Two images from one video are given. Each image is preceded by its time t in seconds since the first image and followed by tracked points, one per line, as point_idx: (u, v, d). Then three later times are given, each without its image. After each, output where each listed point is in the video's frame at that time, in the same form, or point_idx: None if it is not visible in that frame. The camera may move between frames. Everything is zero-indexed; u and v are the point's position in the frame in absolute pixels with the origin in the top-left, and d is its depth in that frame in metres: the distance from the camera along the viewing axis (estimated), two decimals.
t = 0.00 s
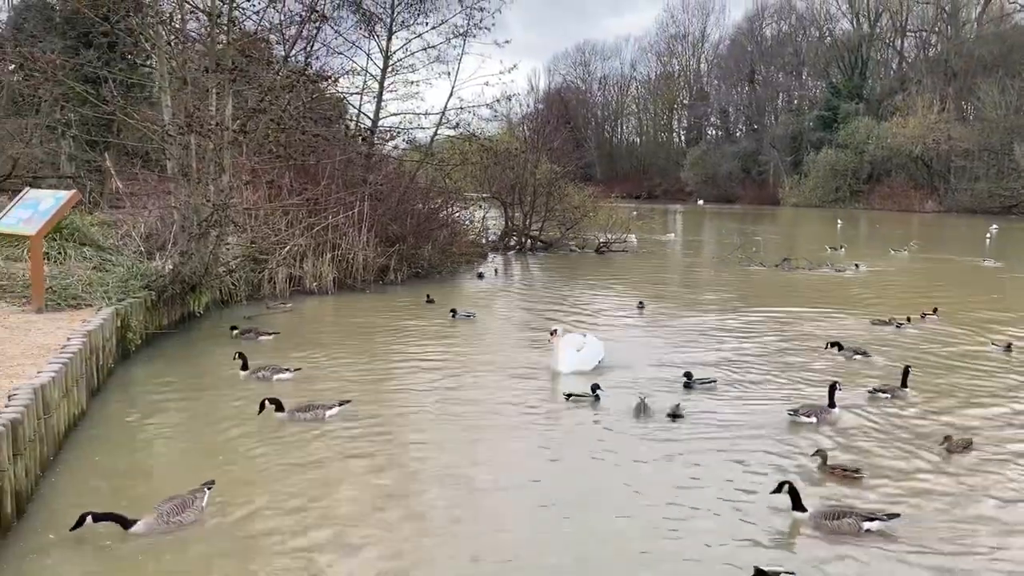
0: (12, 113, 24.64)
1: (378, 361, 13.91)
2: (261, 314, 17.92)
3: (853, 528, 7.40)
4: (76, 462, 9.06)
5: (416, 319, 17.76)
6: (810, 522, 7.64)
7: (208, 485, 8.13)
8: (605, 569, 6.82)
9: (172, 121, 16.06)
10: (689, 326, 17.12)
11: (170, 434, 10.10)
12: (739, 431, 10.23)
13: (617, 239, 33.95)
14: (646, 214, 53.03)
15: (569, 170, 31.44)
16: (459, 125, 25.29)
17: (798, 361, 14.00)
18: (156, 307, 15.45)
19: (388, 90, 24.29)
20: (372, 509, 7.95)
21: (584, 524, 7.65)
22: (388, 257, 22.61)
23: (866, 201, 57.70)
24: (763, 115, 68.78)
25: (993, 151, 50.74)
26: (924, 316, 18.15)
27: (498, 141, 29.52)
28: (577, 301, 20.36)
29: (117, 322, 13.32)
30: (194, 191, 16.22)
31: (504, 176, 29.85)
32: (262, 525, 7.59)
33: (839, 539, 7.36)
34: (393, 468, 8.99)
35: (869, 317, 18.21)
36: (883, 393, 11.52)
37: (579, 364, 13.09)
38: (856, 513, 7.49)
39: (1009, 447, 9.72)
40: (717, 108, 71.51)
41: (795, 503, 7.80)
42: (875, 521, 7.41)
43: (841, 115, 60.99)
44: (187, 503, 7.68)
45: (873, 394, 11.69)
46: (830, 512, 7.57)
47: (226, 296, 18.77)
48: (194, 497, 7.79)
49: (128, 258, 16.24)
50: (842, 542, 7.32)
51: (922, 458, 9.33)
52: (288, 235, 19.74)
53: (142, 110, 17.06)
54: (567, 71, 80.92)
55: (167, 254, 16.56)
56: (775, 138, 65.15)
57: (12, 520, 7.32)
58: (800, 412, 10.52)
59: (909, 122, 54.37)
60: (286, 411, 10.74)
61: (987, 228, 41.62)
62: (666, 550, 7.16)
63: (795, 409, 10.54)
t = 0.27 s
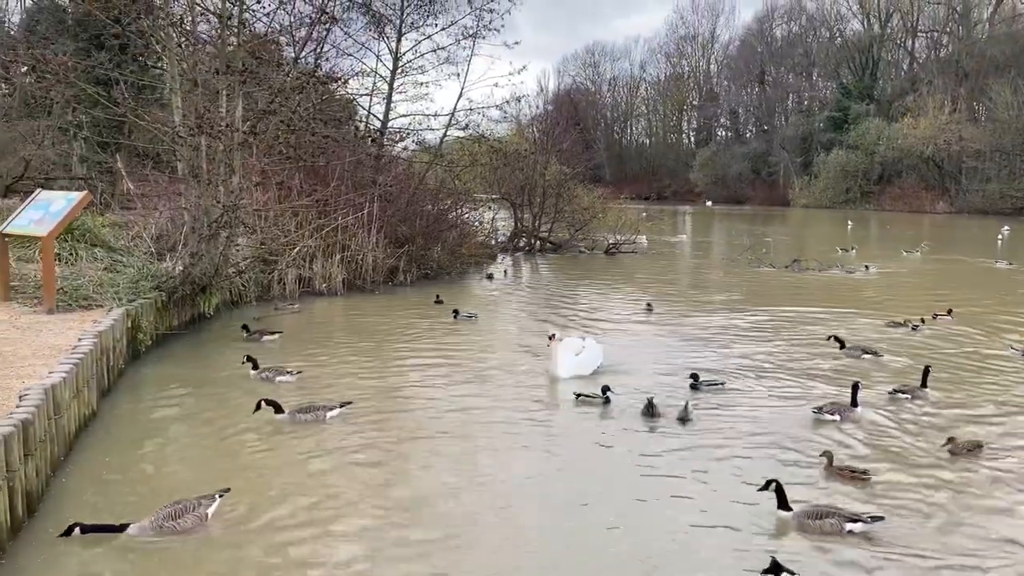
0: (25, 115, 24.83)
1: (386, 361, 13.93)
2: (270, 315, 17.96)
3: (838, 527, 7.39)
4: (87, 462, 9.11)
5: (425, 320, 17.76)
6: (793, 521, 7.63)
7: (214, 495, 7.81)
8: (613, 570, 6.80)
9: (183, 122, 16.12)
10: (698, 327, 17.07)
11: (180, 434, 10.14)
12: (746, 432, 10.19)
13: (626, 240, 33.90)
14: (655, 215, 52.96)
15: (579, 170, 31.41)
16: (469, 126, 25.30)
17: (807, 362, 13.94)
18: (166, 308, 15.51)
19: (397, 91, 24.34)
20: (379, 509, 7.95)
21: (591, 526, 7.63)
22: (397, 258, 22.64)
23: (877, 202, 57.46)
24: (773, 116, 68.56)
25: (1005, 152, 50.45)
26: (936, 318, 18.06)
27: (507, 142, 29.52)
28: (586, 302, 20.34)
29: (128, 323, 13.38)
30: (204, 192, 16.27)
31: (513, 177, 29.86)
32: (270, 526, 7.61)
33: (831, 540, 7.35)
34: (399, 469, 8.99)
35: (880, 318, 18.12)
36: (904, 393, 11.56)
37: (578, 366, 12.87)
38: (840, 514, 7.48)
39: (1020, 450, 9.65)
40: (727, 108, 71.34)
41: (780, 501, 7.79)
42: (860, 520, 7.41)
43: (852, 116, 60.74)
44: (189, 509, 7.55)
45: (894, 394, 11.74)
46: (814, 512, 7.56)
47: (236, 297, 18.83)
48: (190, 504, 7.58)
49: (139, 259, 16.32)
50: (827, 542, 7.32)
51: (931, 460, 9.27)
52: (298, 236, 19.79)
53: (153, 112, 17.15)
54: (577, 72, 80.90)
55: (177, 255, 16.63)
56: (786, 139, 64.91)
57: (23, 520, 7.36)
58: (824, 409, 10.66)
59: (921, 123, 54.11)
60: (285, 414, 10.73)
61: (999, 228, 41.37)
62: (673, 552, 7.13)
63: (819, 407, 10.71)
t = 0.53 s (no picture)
0: (36, 114, 24.95)
1: (394, 360, 13.95)
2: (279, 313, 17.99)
3: (818, 523, 7.45)
4: (99, 459, 9.15)
5: (433, 318, 17.77)
6: (778, 517, 7.72)
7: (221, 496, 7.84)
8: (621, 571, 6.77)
9: (193, 121, 16.18)
10: (707, 326, 17.04)
11: (191, 431, 10.17)
12: (753, 431, 10.18)
13: (635, 238, 33.86)
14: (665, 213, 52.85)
15: (587, 168, 31.39)
16: (477, 125, 25.32)
17: (816, 361, 13.90)
18: (176, 306, 15.57)
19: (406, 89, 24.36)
20: (388, 508, 7.95)
21: (599, 526, 7.61)
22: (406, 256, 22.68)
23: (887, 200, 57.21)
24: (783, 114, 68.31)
25: (1017, 149, 50.17)
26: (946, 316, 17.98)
27: (516, 141, 29.51)
28: (594, 301, 20.32)
29: (138, 321, 13.44)
30: (214, 191, 16.33)
31: (522, 175, 29.87)
32: (280, 524, 7.61)
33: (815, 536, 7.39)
34: (408, 468, 8.99)
35: (889, 317, 18.06)
36: (924, 390, 11.63)
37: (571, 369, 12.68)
38: (823, 510, 7.51)
39: None
40: (737, 106, 71.13)
41: (766, 498, 7.86)
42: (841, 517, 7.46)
43: (862, 113, 60.49)
44: (200, 507, 7.56)
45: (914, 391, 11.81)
46: (798, 507, 7.62)
47: (245, 295, 18.90)
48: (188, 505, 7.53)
49: (149, 257, 16.40)
50: (807, 537, 7.37)
51: (940, 459, 9.22)
52: (307, 235, 19.85)
53: (163, 110, 17.23)
54: (586, 70, 80.79)
55: (188, 253, 16.69)
56: (796, 137, 64.66)
57: (35, 517, 7.40)
58: (847, 405, 10.84)
59: (932, 120, 53.85)
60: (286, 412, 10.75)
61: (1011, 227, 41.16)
62: (682, 552, 7.11)
63: (842, 403, 10.88)
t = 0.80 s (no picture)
0: (47, 110, 25.07)
1: (401, 355, 13.99)
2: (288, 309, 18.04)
3: (802, 517, 7.48)
4: (109, 453, 9.21)
5: (441, 314, 17.79)
6: (764, 510, 7.75)
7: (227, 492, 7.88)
8: (625, 566, 6.78)
9: (201, 117, 16.23)
10: (714, 322, 17.02)
11: (199, 426, 10.22)
12: (759, 427, 10.18)
13: (643, 234, 33.82)
14: (673, 209, 52.78)
15: (595, 164, 31.35)
16: (485, 121, 25.33)
17: (823, 357, 13.87)
18: (185, 302, 15.64)
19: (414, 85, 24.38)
20: (395, 503, 7.97)
21: (604, 521, 7.62)
22: (414, 252, 22.72)
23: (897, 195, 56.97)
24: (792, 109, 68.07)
25: None
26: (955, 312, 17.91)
27: (523, 136, 29.51)
28: (602, 296, 20.32)
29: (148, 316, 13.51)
30: (222, 186, 16.39)
31: (530, 171, 29.88)
32: (288, 518, 7.64)
33: (805, 530, 7.39)
34: (415, 463, 9.01)
35: (898, 313, 18.00)
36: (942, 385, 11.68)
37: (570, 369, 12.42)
38: (808, 503, 7.54)
39: None
40: (745, 101, 70.90)
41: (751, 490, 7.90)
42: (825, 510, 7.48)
43: (871, 109, 60.23)
44: (209, 501, 7.60)
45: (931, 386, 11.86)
46: (783, 500, 7.65)
47: (254, 291, 18.97)
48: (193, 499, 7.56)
49: (158, 253, 16.48)
50: (791, 530, 7.40)
51: (947, 455, 9.20)
52: (315, 231, 19.90)
53: (172, 107, 17.29)
54: (594, 65, 80.66)
55: (197, 249, 16.76)
56: (804, 132, 64.46)
57: (45, 510, 7.45)
58: (867, 398, 10.95)
59: (941, 115, 53.57)
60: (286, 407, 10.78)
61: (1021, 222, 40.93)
62: (687, 548, 7.11)
63: (861, 395, 10.99)
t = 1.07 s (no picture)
0: (55, 103, 25.13)
1: (409, 348, 14.02)
2: (296, 301, 18.09)
3: (785, 504, 7.59)
4: (119, 445, 9.26)
5: (449, 307, 17.82)
6: (748, 499, 7.83)
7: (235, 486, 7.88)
8: (632, 558, 6.79)
9: (210, 110, 16.26)
10: (722, 315, 17.00)
11: (209, 418, 10.27)
12: (766, 420, 10.18)
13: (651, 227, 33.77)
14: (681, 201, 52.62)
15: (604, 156, 31.29)
16: (492, 113, 25.30)
17: (831, 350, 13.86)
18: (194, 294, 15.71)
19: (422, 77, 24.36)
20: (403, 495, 8.00)
21: (611, 513, 7.63)
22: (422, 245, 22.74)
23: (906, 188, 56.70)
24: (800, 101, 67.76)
25: None
26: (964, 305, 17.85)
27: (531, 129, 29.47)
28: (610, 290, 20.31)
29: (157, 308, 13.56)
30: (231, 179, 16.43)
31: (538, 164, 29.85)
32: (297, 510, 7.67)
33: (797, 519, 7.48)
34: (422, 455, 9.04)
35: (908, 306, 17.95)
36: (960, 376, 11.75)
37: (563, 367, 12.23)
38: (789, 490, 7.66)
39: None
40: (754, 93, 70.61)
41: (736, 480, 7.96)
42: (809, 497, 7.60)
43: (881, 101, 59.94)
44: (218, 493, 7.63)
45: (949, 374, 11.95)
46: (767, 489, 7.73)
47: (262, 284, 19.04)
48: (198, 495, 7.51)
49: (167, 246, 16.54)
50: (777, 518, 7.50)
51: (955, 448, 9.19)
52: (324, 224, 19.93)
53: (181, 99, 17.33)
54: (602, 57, 80.40)
55: (206, 242, 16.80)
56: (813, 125, 64.19)
57: (57, 502, 7.50)
58: (887, 388, 11.13)
59: (952, 107, 53.26)
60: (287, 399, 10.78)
61: None
62: (694, 540, 7.12)
63: (882, 386, 11.16)
